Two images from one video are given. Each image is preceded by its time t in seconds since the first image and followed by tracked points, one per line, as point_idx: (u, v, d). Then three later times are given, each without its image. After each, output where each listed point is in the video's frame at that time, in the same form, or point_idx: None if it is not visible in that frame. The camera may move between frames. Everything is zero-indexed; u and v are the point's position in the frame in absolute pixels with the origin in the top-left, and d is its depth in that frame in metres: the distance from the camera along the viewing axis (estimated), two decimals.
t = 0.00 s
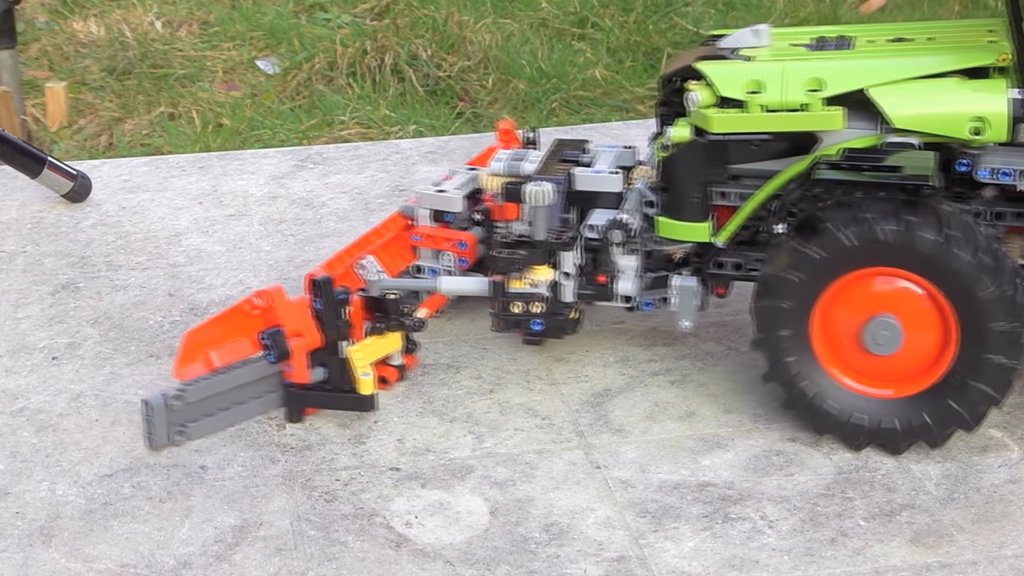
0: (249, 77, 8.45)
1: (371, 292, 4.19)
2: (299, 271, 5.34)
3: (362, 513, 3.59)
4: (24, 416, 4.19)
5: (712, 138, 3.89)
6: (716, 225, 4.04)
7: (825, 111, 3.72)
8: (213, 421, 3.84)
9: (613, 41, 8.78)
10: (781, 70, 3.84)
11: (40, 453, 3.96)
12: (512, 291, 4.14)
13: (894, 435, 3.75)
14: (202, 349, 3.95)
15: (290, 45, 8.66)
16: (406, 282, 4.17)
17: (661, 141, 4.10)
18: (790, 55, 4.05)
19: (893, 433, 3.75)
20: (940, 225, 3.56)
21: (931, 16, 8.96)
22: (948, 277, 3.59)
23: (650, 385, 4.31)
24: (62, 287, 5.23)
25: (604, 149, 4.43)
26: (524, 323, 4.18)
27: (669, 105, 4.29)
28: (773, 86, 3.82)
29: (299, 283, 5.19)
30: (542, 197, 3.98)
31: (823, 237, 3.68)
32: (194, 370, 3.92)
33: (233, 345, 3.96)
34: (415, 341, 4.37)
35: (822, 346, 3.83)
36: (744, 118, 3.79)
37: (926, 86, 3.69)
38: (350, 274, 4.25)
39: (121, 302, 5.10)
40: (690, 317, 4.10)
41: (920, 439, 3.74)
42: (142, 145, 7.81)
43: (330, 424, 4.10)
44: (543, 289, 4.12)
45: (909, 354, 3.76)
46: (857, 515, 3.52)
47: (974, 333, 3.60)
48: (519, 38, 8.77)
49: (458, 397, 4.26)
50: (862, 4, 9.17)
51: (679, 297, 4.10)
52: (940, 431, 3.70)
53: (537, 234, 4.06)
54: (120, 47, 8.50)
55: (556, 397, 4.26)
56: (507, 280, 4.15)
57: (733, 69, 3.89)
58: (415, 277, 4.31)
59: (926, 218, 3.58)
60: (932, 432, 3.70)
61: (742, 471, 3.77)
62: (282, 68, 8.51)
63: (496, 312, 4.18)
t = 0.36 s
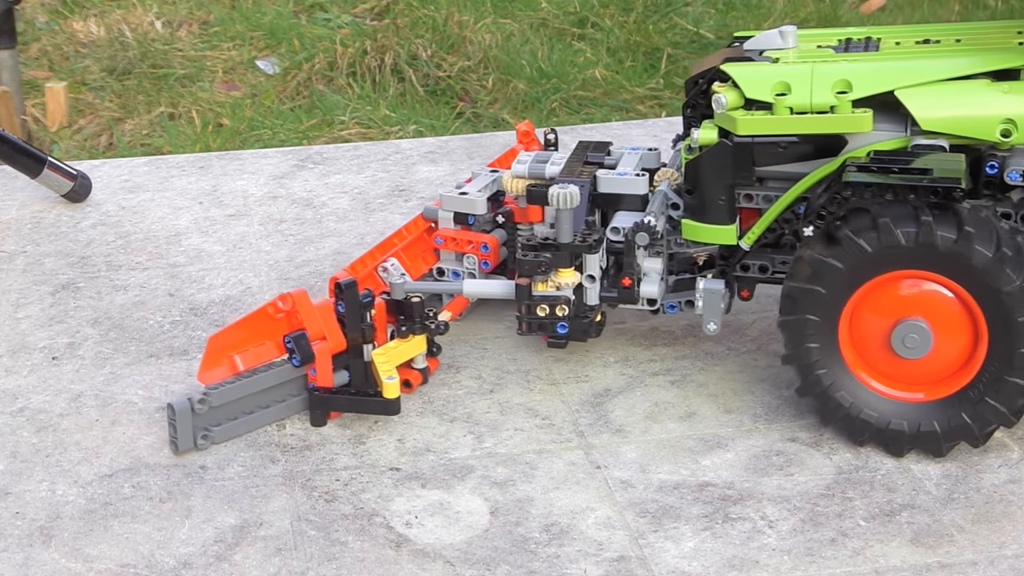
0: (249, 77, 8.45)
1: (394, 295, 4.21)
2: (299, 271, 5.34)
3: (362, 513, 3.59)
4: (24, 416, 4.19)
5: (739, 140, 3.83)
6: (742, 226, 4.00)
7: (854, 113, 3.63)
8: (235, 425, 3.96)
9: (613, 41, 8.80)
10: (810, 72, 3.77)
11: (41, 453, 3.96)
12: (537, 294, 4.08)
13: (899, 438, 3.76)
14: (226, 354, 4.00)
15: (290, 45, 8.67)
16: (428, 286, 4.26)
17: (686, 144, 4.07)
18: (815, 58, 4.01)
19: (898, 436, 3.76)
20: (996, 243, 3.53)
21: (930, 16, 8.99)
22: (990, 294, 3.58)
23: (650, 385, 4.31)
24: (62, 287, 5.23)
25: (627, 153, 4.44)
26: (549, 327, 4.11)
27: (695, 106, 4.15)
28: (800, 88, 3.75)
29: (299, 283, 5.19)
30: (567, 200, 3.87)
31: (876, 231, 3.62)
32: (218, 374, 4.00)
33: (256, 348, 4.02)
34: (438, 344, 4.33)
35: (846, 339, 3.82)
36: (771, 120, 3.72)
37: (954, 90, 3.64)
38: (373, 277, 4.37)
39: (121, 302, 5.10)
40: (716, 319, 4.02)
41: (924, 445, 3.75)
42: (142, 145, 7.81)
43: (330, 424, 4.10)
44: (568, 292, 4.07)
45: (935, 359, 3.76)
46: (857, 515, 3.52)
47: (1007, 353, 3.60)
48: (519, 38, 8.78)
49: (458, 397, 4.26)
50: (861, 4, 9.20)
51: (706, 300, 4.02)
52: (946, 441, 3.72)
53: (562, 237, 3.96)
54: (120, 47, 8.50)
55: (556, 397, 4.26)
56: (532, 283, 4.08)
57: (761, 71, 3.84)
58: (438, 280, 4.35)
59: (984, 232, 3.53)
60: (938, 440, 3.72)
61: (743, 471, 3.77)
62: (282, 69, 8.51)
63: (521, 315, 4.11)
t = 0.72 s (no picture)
0: (249, 77, 8.45)
1: (406, 296, 4.18)
2: (300, 271, 5.34)
3: (362, 514, 3.59)
4: (24, 416, 4.19)
5: (752, 141, 3.82)
6: (754, 227, 4.00)
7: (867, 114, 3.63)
8: (249, 427, 3.95)
9: (613, 41, 8.80)
10: (823, 74, 3.76)
11: (41, 453, 3.96)
12: (550, 296, 4.05)
13: (901, 437, 3.76)
14: (239, 356, 4.00)
15: (290, 45, 8.66)
16: (440, 287, 4.22)
17: (698, 144, 4.04)
18: (829, 59, 4.01)
19: (900, 436, 3.76)
20: (1021, 254, 3.54)
21: (930, 16, 9.00)
22: (1009, 302, 3.59)
23: (650, 385, 4.31)
24: (62, 287, 5.23)
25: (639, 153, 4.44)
26: (562, 328, 4.08)
27: (708, 108, 4.11)
28: (813, 89, 3.74)
29: (299, 283, 5.19)
30: (580, 201, 3.85)
31: (903, 230, 3.61)
32: (231, 376, 3.99)
33: (270, 350, 4.01)
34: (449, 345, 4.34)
35: (858, 335, 3.81)
36: (784, 121, 3.72)
37: (969, 89, 3.62)
38: (385, 279, 4.31)
39: (121, 302, 5.10)
40: (729, 320, 4.02)
41: (925, 445, 3.75)
42: (142, 145, 7.81)
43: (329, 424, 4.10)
44: (581, 293, 4.06)
45: (948, 361, 3.77)
46: (857, 515, 3.52)
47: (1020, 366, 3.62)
48: (519, 38, 8.78)
49: (458, 397, 4.26)
50: (861, 4, 9.21)
51: (719, 300, 4.02)
52: (948, 443, 3.72)
53: (575, 238, 3.96)
54: (120, 47, 8.50)
55: (557, 397, 4.26)
56: (545, 285, 4.07)
57: (774, 71, 3.83)
58: (448, 282, 4.37)
59: (1010, 241, 3.53)
60: (940, 442, 3.72)
61: (743, 471, 3.77)
62: (282, 68, 8.51)
63: (534, 316, 4.08)
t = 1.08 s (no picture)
0: (249, 77, 8.45)
1: (406, 296, 4.18)
2: (300, 271, 5.34)
3: (362, 514, 3.59)
4: (24, 416, 4.19)
5: (752, 141, 3.82)
6: (754, 227, 3.99)
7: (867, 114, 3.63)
8: (249, 428, 3.95)
9: (613, 41, 8.80)
10: (823, 74, 3.76)
11: (41, 453, 3.96)
12: (550, 296, 4.05)
13: (901, 438, 3.76)
14: (239, 356, 4.00)
15: (290, 45, 8.67)
16: (440, 287, 4.22)
17: (698, 144, 4.03)
18: (829, 59, 4.01)
19: (900, 436, 3.76)
20: (1021, 254, 3.54)
21: (930, 16, 9.02)
22: (1009, 302, 3.59)
23: (649, 385, 4.31)
24: (62, 287, 5.23)
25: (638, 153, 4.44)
26: (562, 328, 4.08)
27: (708, 108, 4.11)
28: (813, 89, 3.74)
29: (299, 283, 5.19)
30: (580, 201, 3.86)
31: (902, 230, 3.61)
32: (232, 376, 3.99)
33: (270, 350, 4.01)
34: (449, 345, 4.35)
35: (858, 335, 3.81)
36: (785, 121, 3.72)
37: (969, 89, 3.62)
38: (386, 279, 4.31)
39: (121, 302, 5.10)
40: (729, 321, 4.02)
41: (925, 445, 3.75)
42: (142, 145, 7.81)
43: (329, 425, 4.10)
44: (581, 293, 4.06)
45: (948, 362, 3.77)
46: (857, 515, 3.52)
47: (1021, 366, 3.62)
48: (519, 38, 8.78)
49: (458, 397, 4.27)
50: (862, 4, 9.21)
51: (719, 301, 4.02)
52: (947, 443, 3.72)
53: (575, 238, 3.96)
54: (120, 47, 8.50)
55: (556, 397, 4.26)
56: (545, 285, 4.06)
57: (774, 71, 3.83)
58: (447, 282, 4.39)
59: (1010, 241, 3.54)
60: (939, 442, 3.72)
61: (743, 471, 3.77)
62: (282, 68, 8.51)
63: (534, 316, 4.08)
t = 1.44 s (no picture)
0: (249, 77, 8.45)
1: (406, 296, 4.18)
2: (300, 270, 5.34)
3: (362, 513, 3.59)
4: (24, 416, 4.19)
5: (752, 141, 3.82)
6: (754, 227, 3.99)
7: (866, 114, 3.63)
8: (249, 428, 3.95)
9: (613, 41, 8.81)
10: (823, 73, 3.76)
11: (40, 453, 3.96)
12: (550, 296, 4.05)
13: (901, 437, 3.76)
14: (239, 356, 4.00)
15: (290, 45, 8.67)
16: (440, 287, 4.22)
17: (698, 144, 4.02)
18: (829, 59, 4.00)
19: (900, 436, 3.76)
20: (1021, 254, 3.54)
21: (930, 16, 9.02)
22: (1010, 302, 3.59)
23: (649, 385, 4.31)
24: (62, 287, 5.23)
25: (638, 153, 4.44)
26: (562, 328, 4.08)
27: (708, 108, 4.10)
28: (814, 89, 3.74)
29: (299, 283, 5.19)
30: (580, 201, 3.86)
31: (903, 230, 3.61)
32: (232, 376, 3.99)
33: (270, 350, 4.01)
34: (449, 345, 4.35)
35: (858, 335, 3.81)
36: (785, 121, 3.72)
37: (970, 89, 3.62)
38: (386, 279, 4.31)
39: (121, 302, 5.10)
40: (730, 321, 4.02)
41: (925, 445, 3.75)
42: (142, 145, 7.81)
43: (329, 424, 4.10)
44: (581, 293, 4.06)
45: (948, 362, 3.77)
46: (857, 516, 3.52)
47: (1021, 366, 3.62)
48: (519, 38, 8.78)
49: (458, 397, 4.27)
50: (861, 4, 9.21)
51: (719, 301, 4.02)
52: (947, 443, 3.72)
53: (575, 238, 3.96)
54: (120, 46, 8.50)
55: (556, 397, 4.26)
56: (545, 285, 4.06)
57: (774, 71, 3.83)
58: (448, 282, 4.39)
59: (1009, 241, 3.54)
60: (939, 441, 3.72)
61: (743, 471, 3.77)
62: (282, 68, 8.51)
63: (534, 317, 4.08)
